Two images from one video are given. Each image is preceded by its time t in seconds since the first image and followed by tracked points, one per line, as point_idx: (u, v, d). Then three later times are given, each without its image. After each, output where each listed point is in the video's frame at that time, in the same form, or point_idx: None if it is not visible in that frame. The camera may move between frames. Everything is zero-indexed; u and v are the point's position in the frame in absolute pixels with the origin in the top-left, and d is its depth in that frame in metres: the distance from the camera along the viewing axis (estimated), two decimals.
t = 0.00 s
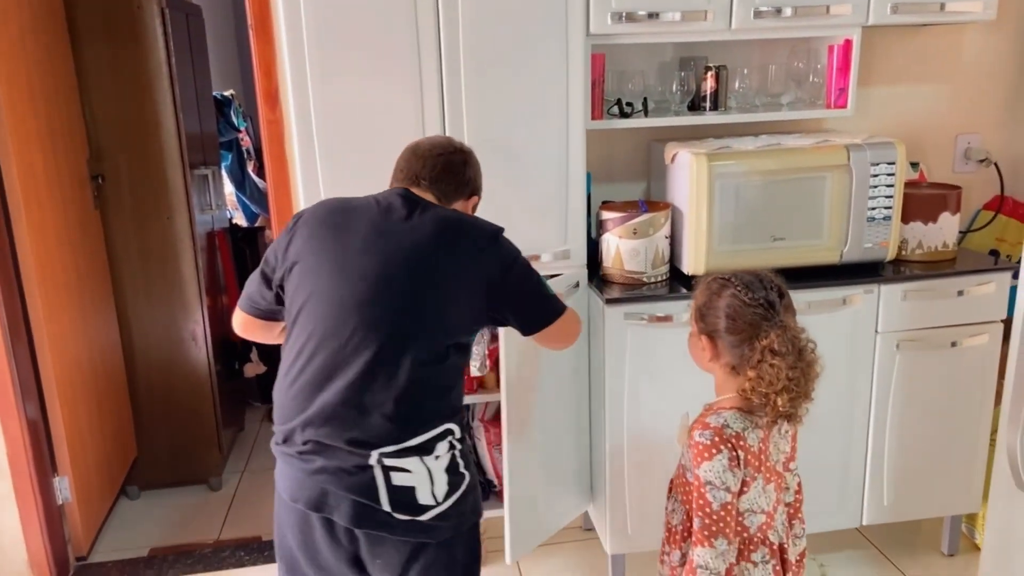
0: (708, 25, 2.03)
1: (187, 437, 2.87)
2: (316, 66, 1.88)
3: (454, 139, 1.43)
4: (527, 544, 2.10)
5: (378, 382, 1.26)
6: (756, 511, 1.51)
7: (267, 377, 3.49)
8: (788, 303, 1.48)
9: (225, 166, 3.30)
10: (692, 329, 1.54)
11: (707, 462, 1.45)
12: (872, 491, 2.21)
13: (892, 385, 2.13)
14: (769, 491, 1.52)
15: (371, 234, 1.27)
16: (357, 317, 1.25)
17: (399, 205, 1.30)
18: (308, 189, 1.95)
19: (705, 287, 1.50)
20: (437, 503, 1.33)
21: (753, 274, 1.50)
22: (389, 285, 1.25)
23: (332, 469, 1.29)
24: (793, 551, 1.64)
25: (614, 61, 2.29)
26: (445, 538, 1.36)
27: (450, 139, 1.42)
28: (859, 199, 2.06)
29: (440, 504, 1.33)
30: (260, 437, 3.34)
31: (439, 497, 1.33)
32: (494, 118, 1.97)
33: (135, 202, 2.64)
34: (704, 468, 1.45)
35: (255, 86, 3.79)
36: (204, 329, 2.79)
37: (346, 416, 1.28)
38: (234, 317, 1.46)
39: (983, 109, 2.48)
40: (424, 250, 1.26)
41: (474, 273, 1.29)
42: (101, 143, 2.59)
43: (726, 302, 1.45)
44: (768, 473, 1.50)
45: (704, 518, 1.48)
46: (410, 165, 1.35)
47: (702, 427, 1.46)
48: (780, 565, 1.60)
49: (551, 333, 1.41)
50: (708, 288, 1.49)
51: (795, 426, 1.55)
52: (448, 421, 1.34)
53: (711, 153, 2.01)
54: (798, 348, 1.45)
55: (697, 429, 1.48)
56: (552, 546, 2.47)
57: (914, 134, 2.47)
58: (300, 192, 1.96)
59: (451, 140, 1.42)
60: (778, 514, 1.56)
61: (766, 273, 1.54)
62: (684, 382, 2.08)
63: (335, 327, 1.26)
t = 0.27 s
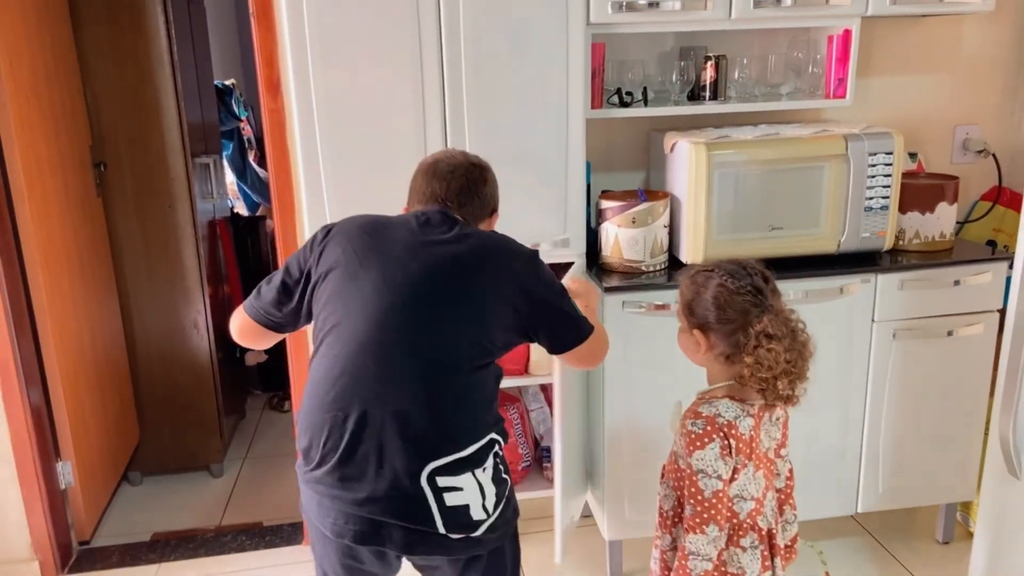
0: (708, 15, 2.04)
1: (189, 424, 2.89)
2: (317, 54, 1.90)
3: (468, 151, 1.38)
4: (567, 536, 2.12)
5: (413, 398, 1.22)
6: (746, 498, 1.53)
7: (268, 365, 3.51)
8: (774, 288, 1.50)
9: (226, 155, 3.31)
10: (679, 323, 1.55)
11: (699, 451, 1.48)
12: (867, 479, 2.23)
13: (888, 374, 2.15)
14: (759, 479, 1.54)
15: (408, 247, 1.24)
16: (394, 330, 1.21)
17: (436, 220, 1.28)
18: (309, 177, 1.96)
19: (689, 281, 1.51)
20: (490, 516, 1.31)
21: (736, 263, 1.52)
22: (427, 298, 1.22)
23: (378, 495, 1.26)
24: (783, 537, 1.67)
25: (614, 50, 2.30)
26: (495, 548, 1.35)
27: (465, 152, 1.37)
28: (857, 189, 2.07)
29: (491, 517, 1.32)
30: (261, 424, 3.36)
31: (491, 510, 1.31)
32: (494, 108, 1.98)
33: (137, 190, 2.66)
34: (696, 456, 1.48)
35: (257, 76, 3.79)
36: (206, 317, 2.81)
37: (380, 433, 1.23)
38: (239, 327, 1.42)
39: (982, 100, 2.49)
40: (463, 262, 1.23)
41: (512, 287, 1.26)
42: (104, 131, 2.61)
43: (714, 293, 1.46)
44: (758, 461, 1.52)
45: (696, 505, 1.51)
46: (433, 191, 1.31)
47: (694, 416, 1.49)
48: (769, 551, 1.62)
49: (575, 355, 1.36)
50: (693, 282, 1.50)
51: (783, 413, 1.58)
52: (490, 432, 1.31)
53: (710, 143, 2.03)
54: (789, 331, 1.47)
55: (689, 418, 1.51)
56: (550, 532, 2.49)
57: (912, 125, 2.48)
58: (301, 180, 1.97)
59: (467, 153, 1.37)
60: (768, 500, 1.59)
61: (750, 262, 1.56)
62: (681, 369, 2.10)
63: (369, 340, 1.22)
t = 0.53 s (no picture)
0: (709, 6, 2.05)
1: (192, 411, 2.92)
2: (320, 43, 1.91)
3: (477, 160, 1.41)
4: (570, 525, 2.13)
5: (414, 384, 1.23)
6: (734, 491, 1.55)
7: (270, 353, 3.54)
8: (756, 281, 1.52)
9: (229, 144, 3.32)
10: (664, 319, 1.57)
11: (691, 447, 1.48)
12: (863, 468, 2.25)
13: (885, 365, 2.16)
14: (746, 471, 1.56)
15: (418, 239, 1.27)
16: (397, 316, 1.23)
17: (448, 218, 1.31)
18: (312, 166, 1.98)
19: (672, 277, 1.53)
20: (476, 510, 1.33)
21: (719, 258, 1.54)
22: (433, 287, 1.24)
23: (370, 478, 1.25)
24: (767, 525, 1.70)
25: (615, 41, 2.31)
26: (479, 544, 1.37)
27: (475, 160, 1.40)
28: (855, 181, 2.08)
29: (478, 511, 1.33)
30: (263, 412, 3.39)
31: (478, 504, 1.33)
32: (496, 98, 1.99)
33: (141, 178, 2.68)
34: (688, 452, 1.49)
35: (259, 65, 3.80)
36: (209, 305, 2.83)
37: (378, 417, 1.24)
38: (250, 322, 1.44)
39: (982, 92, 2.50)
40: (471, 255, 1.26)
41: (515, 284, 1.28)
42: (108, 119, 2.62)
43: (698, 287, 1.48)
44: (746, 453, 1.55)
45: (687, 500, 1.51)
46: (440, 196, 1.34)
47: (684, 413, 1.50)
48: (753, 540, 1.65)
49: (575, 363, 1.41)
50: (676, 277, 1.52)
51: (768, 404, 1.60)
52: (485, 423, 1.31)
53: (710, 134, 2.04)
54: (772, 323, 1.50)
55: (678, 415, 1.51)
56: (549, 519, 2.52)
57: (912, 117, 2.48)
58: (303, 169, 1.99)
59: (476, 161, 1.40)
60: (753, 489, 1.61)
61: (735, 255, 1.58)
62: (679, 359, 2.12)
63: (373, 325, 1.23)
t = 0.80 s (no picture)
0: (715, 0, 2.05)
1: (202, 402, 2.95)
2: (328, 37, 1.92)
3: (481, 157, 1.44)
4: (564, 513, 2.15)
5: (418, 377, 1.25)
6: (731, 482, 1.56)
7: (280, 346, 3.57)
8: (757, 276, 1.53)
9: (238, 138, 3.34)
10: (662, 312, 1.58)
11: (688, 439, 1.49)
12: (868, 461, 2.26)
13: (890, 358, 2.17)
14: (743, 463, 1.57)
15: (425, 232, 1.28)
16: (401, 306, 1.25)
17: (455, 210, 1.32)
18: (320, 160, 2.00)
19: (672, 269, 1.54)
20: (472, 504, 1.34)
21: (719, 252, 1.54)
22: (437, 281, 1.25)
23: (368, 464, 1.27)
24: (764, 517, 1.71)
25: (622, 35, 2.31)
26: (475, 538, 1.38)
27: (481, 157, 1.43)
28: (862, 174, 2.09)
29: (474, 505, 1.34)
30: (272, 404, 3.42)
31: (474, 497, 1.34)
32: (502, 92, 2.00)
33: (151, 172, 2.70)
34: (685, 444, 1.50)
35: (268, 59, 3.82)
36: (218, 298, 2.85)
37: (382, 408, 1.26)
38: (256, 307, 1.46)
39: (990, 86, 2.49)
40: (476, 249, 1.27)
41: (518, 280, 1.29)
42: (119, 114, 2.65)
43: (697, 281, 1.49)
44: (742, 445, 1.56)
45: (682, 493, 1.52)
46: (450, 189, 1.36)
47: (680, 406, 1.51)
48: (751, 532, 1.66)
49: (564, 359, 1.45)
50: (677, 270, 1.53)
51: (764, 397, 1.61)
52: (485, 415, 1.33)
53: (716, 127, 2.04)
54: (771, 318, 1.50)
55: (675, 408, 1.53)
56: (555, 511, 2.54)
57: (919, 110, 2.48)
58: (312, 162, 2.01)
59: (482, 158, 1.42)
60: (751, 482, 1.63)
61: (735, 248, 1.58)
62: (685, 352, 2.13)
63: (378, 317, 1.25)
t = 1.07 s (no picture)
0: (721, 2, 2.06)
1: (210, 402, 2.97)
2: (335, 39, 1.94)
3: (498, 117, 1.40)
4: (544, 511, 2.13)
5: (429, 380, 1.26)
6: (734, 484, 1.56)
7: (287, 346, 3.58)
8: (755, 278, 1.54)
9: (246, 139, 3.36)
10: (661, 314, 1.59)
11: (687, 442, 1.50)
12: (874, 462, 2.26)
13: (896, 359, 2.17)
14: (745, 464, 1.58)
15: (437, 229, 1.28)
16: (407, 308, 1.25)
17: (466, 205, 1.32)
18: (328, 161, 2.01)
19: (670, 271, 1.55)
20: (470, 501, 1.35)
21: (717, 253, 1.56)
22: (448, 283, 1.26)
23: (369, 467, 1.30)
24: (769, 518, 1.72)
25: (628, 36, 2.32)
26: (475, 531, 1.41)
27: (497, 118, 1.39)
28: (868, 175, 2.09)
29: (472, 502, 1.36)
30: (280, 404, 3.43)
31: (472, 495, 1.35)
32: (509, 93, 2.01)
33: (160, 173, 2.72)
34: (684, 447, 1.51)
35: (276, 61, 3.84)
36: (226, 298, 2.87)
37: (392, 411, 1.27)
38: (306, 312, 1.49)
39: (996, 87, 2.49)
40: (486, 250, 1.28)
41: (525, 279, 1.31)
42: (129, 115, 2.67)
43: (695, 282, 1.50)
44: (745, 446, 1.56)
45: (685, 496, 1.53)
46: (461, 156, 1.34)
47: (680, 408, 1.52)
48: (758, 533, 1.67)
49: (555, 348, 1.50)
50: (676, 271, 1.54)
51: (767, 398, 1.62)
52: (484, 420, 1.34)
53: (722, 129, 2.05)
54: (770, 319, 1.51)
55: (674, 411, 1.54)
56: (561, 511, 2.54)
57: (926, 112, 2.48)
58: (320, 164, 2.02)
59: (499, 118, 1.39)
60: (755, 483, 1.63)
61: (734, 251, 1.59)
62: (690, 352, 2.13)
63: (389, 318, 1.26)
